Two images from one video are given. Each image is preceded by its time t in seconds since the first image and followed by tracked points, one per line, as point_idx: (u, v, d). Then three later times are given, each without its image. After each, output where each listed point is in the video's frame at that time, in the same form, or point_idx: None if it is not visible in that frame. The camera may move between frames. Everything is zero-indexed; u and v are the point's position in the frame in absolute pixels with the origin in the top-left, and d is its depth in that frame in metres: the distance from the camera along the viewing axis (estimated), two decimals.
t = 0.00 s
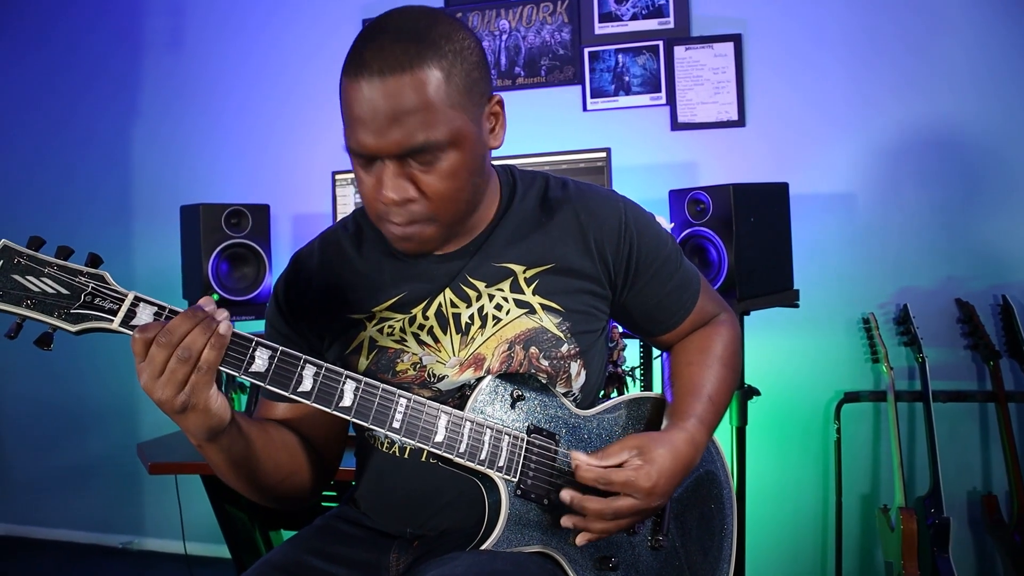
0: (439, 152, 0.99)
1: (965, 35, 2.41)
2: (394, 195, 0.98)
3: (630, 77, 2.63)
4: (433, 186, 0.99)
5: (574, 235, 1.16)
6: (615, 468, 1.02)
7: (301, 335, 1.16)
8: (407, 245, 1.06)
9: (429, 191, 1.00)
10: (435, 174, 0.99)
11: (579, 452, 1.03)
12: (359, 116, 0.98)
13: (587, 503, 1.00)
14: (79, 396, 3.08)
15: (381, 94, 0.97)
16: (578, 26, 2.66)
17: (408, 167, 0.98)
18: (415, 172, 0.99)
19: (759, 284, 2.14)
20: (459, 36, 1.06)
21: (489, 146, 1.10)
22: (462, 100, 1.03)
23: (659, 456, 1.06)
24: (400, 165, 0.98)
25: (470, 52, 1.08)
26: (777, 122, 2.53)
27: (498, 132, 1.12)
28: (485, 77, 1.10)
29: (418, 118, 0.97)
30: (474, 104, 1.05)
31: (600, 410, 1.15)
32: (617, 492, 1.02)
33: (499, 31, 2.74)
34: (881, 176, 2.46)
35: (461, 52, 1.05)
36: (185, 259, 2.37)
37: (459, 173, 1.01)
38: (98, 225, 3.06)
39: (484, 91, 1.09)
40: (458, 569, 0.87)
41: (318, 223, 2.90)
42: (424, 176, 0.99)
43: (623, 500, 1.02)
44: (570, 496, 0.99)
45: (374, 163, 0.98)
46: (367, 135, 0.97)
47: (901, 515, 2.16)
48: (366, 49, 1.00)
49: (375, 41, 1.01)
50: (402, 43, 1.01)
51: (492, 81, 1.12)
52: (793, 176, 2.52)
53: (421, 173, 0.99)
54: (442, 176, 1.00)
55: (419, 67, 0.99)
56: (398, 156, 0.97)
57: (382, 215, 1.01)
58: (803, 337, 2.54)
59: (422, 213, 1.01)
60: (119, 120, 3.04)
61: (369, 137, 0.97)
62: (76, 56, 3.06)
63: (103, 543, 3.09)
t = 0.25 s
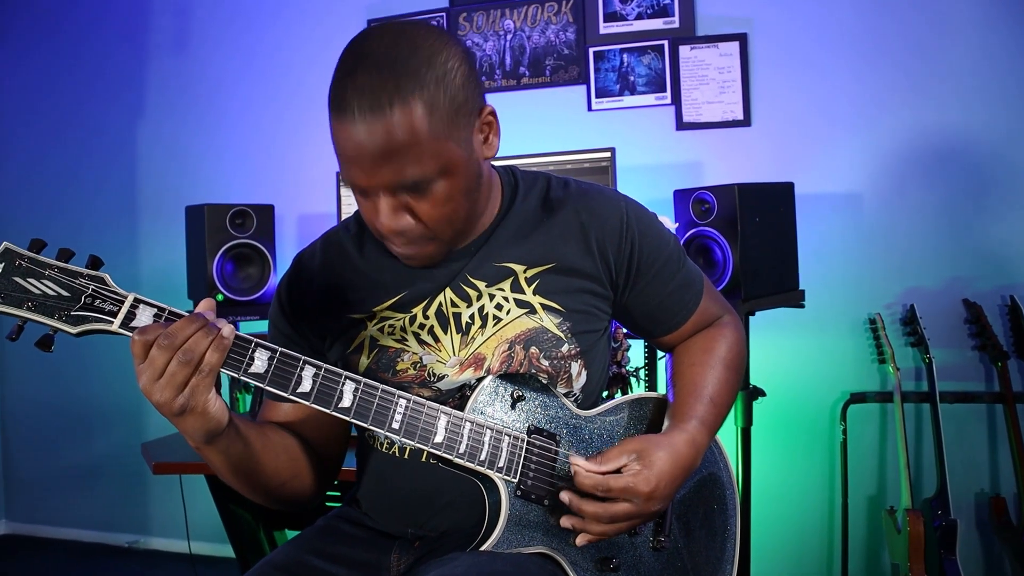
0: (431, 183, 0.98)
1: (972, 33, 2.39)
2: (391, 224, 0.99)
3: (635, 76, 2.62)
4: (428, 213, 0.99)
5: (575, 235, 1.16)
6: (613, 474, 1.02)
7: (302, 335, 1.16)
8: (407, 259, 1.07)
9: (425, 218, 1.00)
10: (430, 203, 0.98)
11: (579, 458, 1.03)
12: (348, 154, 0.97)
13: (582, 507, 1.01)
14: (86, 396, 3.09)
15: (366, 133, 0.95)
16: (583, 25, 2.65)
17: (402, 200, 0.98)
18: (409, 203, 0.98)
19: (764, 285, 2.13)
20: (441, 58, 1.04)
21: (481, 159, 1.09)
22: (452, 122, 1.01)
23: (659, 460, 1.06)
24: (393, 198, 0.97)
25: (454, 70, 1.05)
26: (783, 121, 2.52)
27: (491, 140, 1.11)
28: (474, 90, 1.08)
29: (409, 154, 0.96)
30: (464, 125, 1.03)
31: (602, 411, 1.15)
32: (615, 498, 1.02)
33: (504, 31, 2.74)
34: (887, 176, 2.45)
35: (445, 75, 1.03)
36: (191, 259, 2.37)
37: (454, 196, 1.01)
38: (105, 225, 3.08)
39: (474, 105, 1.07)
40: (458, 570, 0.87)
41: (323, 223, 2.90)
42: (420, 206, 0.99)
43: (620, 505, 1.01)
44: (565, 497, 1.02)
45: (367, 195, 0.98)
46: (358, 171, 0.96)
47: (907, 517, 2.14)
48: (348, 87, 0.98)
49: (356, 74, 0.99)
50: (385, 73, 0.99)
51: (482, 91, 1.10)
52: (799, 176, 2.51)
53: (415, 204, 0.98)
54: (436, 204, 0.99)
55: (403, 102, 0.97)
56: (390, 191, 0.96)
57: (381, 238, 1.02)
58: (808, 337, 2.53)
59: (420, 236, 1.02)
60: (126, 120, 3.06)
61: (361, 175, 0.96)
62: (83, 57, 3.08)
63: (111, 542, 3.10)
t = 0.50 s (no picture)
0: (474, 153, 0.99)
1: (979, 32, 2.38)
2: (436, 201, 0.99)
3: (640, 76, 2.62)
4: (470, 186, 1.01)
5: (575, 231, 1.15)
6: (615, 478, 1.02)
7: (302, 335, 1.16)
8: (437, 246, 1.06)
9: (467, 192, 1.01)
10: (473, 174, 1.00)
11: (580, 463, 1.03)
12: (387, 131, 0.95)
13: (593, 523, 0.99)
14: (92, 395, 3.11)
15: (411, 105, 0.94)
16: (588, 25, 2.65)
17: (446, 172, 0.98)
18: (453, 176, 0.99)
19: (769, 285, 2.12)
20: (456, 38, 1.05)
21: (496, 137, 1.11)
22: (479, 97, 1.03)
23: (660, 461, 1.05)
24: (439, 172, 0.98)
25: (469, 50, 1.06)
26: (788, 120, 2.51)
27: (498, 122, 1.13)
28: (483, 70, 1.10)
29: (455, 126, 0.97)
30: (486, 99, 1.06)
31: (604, 411, 1.14)
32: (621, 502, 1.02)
33: (509, 31, 2.73)
34: (894, 176, 2.43)
35: (466, 52, 1.04)
36: (195, 260, 2.38)
37: (489, 169, 1.03)
38: (112, 226, 3.09)
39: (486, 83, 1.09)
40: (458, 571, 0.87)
41: (328, 223, 2.91)
42: (463, 178, 1.00)
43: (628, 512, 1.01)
44: (575, 519, 0.99)
45: (410, 173, 0.97)
46: (403, 148, 0.95)
47: (914, 519, 2.13)
48: (378, 65, 0.97)
49: (380, 56, 0.98)
50: (416, 46, 0.98)
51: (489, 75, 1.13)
52: (804, 175, 2.50)
53: (459, 176, 0.99)
54: (477, 175, 1.01)
55: (441, 74, 0.97)
56: (438, 162, 0.96)
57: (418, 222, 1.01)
58: (814, 338, 2.52)
59: (460, 213, 1.02)
60: (132, 121, 3.07)
61: (405, 150, 0.95)
62: (90, 58, 3.09)
63: (117, 542, 3.11)
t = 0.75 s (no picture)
0: (474, 165, 0.99)
1: (987, 31, 2.36)
2: (438, 214, 0.98)
3: (646, 76, 2.61)
4: (472, 197, 1.00)
5: (579, 233, 1.15)
6: (613, 470, 1.01)
7: (305, 336, 1.16)
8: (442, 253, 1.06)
9: (469, 203, 1.00)
10: (475, 186, 0.99)
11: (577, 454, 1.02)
12: (386, 150, 0.94)
13: (587, 512, 0.99)
14: (98, 395, 3.12)
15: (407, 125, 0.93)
16: (593, 25, 2.64)
17: (448, 188, 0.98)
18: (455, 190, 0.98)
19: (774, 285, 2.11)
20: (450, 46, 1.03)
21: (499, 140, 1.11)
22: (478, 106, 1.02)
23: (660, 457, 1.04)
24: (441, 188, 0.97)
25: (464, 57, 1.04)
26: (794, 119, 2.50)
27: (500, 124, 1.12)
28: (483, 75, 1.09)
29: (455, 142, 0.96)
30: (485, 107, 1.04)
31: (607, 412, 1.14)
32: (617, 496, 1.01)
33: (513, 31, 2.73)
34: (900, 175, 2.42)
35: (461, 60, 1.02)
36: (200, 260, 2.39)
37: (491, 177, 1.02)
38: (118, 226, 3.10)
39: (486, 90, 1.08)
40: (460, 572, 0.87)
41: (333, 223, 2.91)
42: (465, 191, 0.99)
43: (625, 505, 1.01)
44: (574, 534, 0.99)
45: (411, 190, 0.97)
46: (402, 167, 0.94)
47: (920, 520, 2.11)
48: (373, 86, 0.96)
49: (375, 74, 0.97)
50: (411, 63, 0.97)
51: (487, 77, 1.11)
52: (810, 175, 2.49)
53: (461, 190, 0.99)
54: (479, 186, 1.00)
55: (436, 88, 0.96)
56: (439, 179, 0.96)
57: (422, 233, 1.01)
58: (820, 338, 2.51)
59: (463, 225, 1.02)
60: (138, 121, 3.08)
61: (405, 169, 0.95)
62: (96, 59, 3.10)
63: (123, 541, 3.13)
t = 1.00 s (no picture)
0: (426, 153, 0.98)
1: (994, 30, 2.34)
2: (379, 194, 0.98)
3: (651, 75, 2.60)
4: (420, 184, 0.98)
5: (581, 234, 1.15)
6: (617, 471, 1.00)
7: (307, 335, 1.16)
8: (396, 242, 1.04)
9: (415, 190, 0.98)
10: (422, 172, 0.98)
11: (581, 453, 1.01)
12: (347, 116, 0.98)
13: (587, 508, 0.99)
14: (104, 394, 3.13)
15: (366, 93, 0.96)
16: (598, 24, 2.64)
17: (394, 167, 0.97)
18: (402, 173, 0.97)
19: (779, 285, 2.10)
20: (451, 36, 1.06)
21: (485, 148, 1.09)
22: (452, 100, 1.02)
23: (664, 460, 1.03)
24: (385, 165, 0.97)
25: (462, 50, 1.07)
26: (799, 119, 2.49)
27: (493, 132, 1.10)
28: (478, 78, 1.09)
29: (406, 122, 0.96)
30: (465, 103, 1.04)
31: (609, 412, 1.13)
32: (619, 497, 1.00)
33: (518, 31, 2.73)
34: (907, 175, 2.41)
35: (452, 50, 1.05)
36: (206, 260, 2.40)
37: (448, 172, 1.00)
38: (124, 226, 3.12)
39: (476, 91, 1.07)
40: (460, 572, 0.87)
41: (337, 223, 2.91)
42: (411, 176, 0.98)
43: (625, 504, 1.00)
44: (573, 526, 1.00)
45: (360, 162, 0.97)
46: (354, 135, 0.96)
47: (927, 522, 2.10)
48: (354, 52, 1.00)
49: (363, 43, 1.01)
50: (391, 41, 1.00)
51: (490, 83, 1.11)
52: (816, 175, 2.47)
53: (408, 172, 0.98)
54: (429, 175, 0.98)
55: (406, 67, 0.98)
56: (383, 154, 0.96)
57: (371, 213, 1.01)
58: (825, 338, 2.49)
59: (410, 213, 1.00)
60: (144, 122, 3.09)
61: (356, 136, 0.96)
62: (104, 60, 3.13)
63: (129, 540, 3.14)
